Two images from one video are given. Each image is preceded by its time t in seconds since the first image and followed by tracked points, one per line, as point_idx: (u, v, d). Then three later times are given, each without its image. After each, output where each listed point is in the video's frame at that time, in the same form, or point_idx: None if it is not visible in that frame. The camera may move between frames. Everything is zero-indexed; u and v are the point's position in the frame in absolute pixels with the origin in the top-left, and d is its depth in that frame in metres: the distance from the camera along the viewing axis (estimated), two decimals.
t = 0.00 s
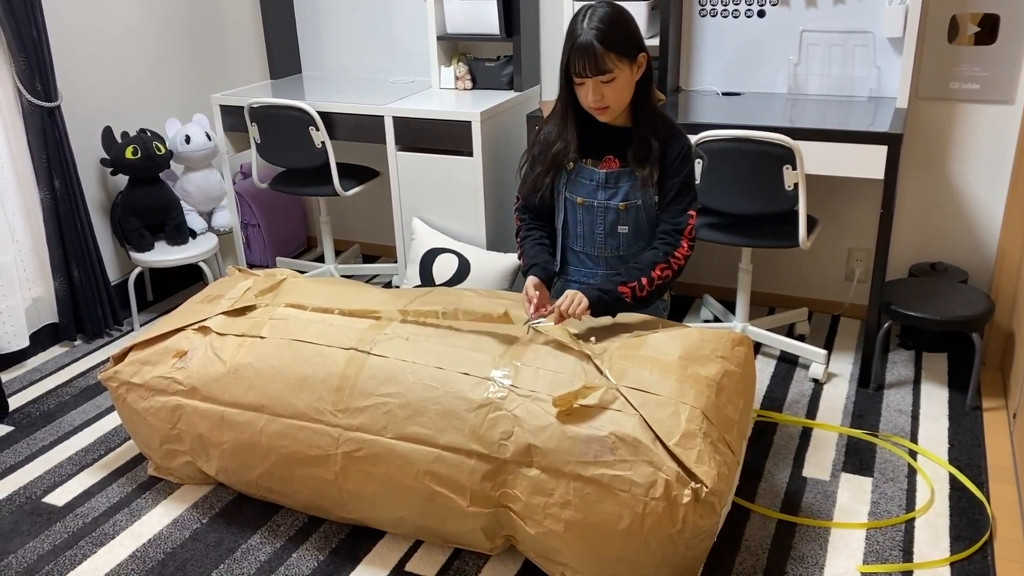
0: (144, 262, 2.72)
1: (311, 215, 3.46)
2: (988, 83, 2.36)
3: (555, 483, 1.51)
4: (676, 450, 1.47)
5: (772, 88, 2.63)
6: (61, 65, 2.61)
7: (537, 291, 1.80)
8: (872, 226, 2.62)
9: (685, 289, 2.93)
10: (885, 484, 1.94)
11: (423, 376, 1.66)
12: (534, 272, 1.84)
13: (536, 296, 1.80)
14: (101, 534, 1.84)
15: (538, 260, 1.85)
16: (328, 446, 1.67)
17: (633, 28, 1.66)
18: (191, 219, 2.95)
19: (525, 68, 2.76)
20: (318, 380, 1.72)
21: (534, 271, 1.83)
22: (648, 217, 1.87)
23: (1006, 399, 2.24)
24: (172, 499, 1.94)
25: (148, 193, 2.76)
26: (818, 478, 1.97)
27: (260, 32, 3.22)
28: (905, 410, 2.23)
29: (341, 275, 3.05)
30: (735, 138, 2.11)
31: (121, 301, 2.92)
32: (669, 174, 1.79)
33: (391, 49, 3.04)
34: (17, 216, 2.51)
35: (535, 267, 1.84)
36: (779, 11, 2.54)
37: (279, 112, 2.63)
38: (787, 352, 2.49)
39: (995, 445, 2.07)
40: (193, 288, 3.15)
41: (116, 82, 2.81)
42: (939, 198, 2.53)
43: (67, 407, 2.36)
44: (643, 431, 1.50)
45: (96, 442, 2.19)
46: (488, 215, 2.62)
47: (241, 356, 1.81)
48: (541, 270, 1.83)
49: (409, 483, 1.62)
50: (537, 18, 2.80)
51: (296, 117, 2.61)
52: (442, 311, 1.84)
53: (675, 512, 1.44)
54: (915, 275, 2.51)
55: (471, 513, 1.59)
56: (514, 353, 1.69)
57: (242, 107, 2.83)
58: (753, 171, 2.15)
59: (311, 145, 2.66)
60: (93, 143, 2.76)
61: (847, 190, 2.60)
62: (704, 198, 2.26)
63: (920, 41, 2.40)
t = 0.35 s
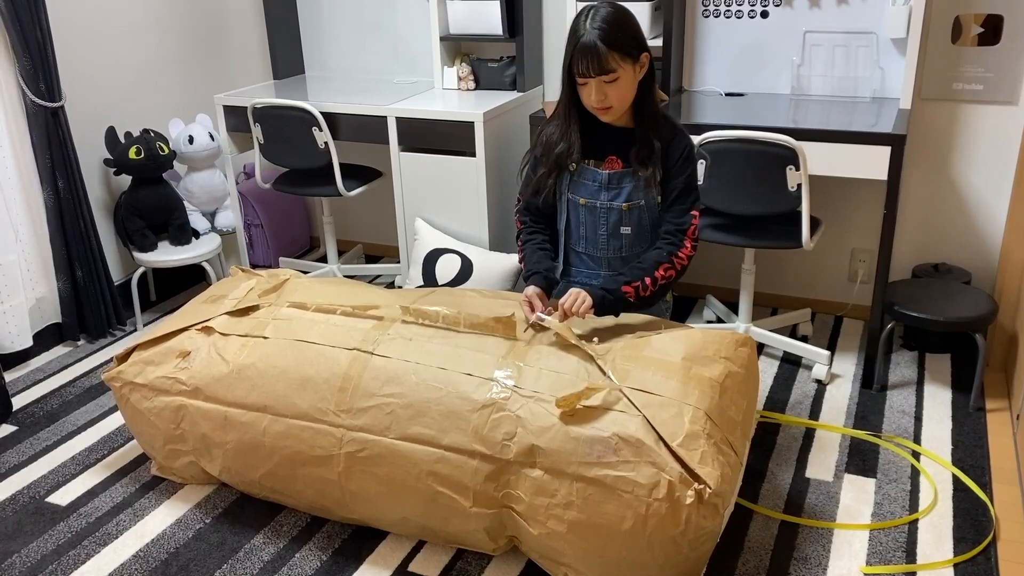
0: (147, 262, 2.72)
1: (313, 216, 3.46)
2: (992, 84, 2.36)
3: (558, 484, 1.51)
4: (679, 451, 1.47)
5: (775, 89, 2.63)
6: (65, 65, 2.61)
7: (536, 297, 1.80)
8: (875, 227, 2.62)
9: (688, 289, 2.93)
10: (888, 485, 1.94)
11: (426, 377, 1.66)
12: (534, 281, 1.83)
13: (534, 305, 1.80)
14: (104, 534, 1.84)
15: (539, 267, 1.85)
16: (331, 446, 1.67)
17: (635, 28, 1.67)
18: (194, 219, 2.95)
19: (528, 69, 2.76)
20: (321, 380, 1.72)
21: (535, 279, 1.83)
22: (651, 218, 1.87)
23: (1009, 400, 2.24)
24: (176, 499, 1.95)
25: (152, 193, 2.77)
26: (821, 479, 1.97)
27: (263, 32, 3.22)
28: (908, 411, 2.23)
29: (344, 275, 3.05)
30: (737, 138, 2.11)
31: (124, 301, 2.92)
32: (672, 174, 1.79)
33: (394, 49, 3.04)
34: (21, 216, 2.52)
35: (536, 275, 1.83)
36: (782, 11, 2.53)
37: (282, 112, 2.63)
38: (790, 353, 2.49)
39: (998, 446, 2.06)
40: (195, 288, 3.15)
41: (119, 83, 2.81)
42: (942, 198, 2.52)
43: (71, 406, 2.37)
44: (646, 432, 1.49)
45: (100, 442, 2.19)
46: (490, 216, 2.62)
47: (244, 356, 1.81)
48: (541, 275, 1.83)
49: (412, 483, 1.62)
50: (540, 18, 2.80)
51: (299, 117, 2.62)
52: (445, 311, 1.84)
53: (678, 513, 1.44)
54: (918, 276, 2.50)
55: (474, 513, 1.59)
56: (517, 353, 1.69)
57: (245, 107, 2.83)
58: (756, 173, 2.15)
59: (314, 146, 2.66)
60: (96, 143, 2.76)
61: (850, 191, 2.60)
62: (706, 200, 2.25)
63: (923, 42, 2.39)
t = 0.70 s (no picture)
0: (149, 261, 2.72)
1: (315, 216, 3.47)
2: (994, 84, 2.35)
3: (560, 484, 1.51)
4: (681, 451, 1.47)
5: (777, 89, 2.62)
6: (67, 65, 2.62)
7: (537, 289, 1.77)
8: (876, 227, 2.62)
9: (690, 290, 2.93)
10: (890, 485, 1.93)
11: (427, 377, 1.66)
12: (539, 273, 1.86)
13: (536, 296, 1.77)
14: (106, 534, 1.84)
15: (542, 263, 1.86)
16: (333, 446, 1.67)
17: (633, 28, 1.66)
18: (197, 220, 2.96)
19: (529, 69, 2.76)
20: (323, 380, 1.72)
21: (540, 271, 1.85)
22: (650, 220, 1.85)
23: (1012, 401, 2.23)
24: (177, 499, 1.95)
25: (153, 193, 2.77)
26: (824, 480, 1.96)
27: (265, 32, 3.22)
28: (911, 411, 2.23)
29: (346, 275, 3.06)
30: (739, 138, 2.11)
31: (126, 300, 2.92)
32: (679, 175, 1.80)
33: (396, 49, 3.04)
34: (23, 217, 2.52)
35: (537, 268, 1.86)
36: (785, 11, 2.53)
37: (284, 112, 2.63)
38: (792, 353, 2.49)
39: (1001, 446, 2.06)
40: (197, 288, 3.15)
41: (121, 83, 2.81)
42: (945, 198, 2.52)
43: (73, 406, 2.37)
44: (648, 433, 1.49)
45: (102, 442, 2.19)
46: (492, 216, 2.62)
47: (245, 356, 1.81)
48: (543, 269, 1.85)
49: (414, 483, 1.62)
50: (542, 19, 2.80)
51: (301, 117, 2.62)
52: (446, 311, 1.84)
53: (680, 514, 1.43)
54: (920, 276, 2.50)
55: (476, 514, 1.59)
56: (518, 354, 1.68)
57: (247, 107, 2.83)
58: (758, 173, 2.15)
59: (316, 146, 2.66)
60: (98, 143, 2.77)
61: (851, 191, 2.60)
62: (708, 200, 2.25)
63: (925, 42, 2.39)
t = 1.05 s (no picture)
0: (151, 261, 2.72)
1: (317, 216, 3.47)
2: (997, 84, 2.35)
3: (562, 484, 1.51)
4: (683, 451, 1.47)
5: (780, 89, 2.62)
6: (70, 65, 2.62)
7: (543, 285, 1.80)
8: (878, 227, 2.62)
9: (692, 290, 2.93)
10: (893, 485, 1.93)
11: (429, 377, 1.66)
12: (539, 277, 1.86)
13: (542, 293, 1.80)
14: (109, 533, 1.85)
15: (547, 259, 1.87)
16: (335, 447, 1.68)
17: (635, 28, 1.67)
18: (199, 220, 2.95)
19: (531, 69, 2.76)
20: (325, 380, 1.72)
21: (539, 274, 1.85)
22: (651, 219, 1.86)
23: (1014, 401, 2.23)
24: (180, 499, 1.95)
25: (156, 193, 2.77)
26: (826, 480, 1.96)
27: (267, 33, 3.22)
28: (913, 411, 2.23)
29: (348, 275, 3.06)
30: (742, 138, 2.11)
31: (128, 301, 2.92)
32: (683, 174, 1.80)
33: (398, 50, 3.04)
34: (26, 217, 2.52)
35: (542, 267, 1.85)
36: (787, 11, 2.53)
37: (286, 112, 2.63)
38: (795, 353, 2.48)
39: (1003, 446, 2.06)
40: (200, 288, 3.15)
41: (123, 84, 2.81)
42: (948, 197, 2.52)
43: (75, 406, 2.37)
44: (650, 433, 1.49)
45: (104, 443, 2.19)
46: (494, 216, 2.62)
47: (248, 356, 1.81)
48: (548, 267, 1.85)
49: (416, 483, 1.62)
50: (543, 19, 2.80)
51: (303, 117, 2.62)
52: (448, 311, 1.84)
53: (682, 513, 1.43)
54: (923, 276, 2.50)
55: (478, 514, 1.60)
56: (520, 354, 1.68)
57: (249, 107, 2.83)
58: (761, 173, 2.15)
59: (318, 146, 2.66)
60: (101, 143, 2.77)
61: (854, 191, 2.60)
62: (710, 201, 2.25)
63: (928, 42, 2.39)
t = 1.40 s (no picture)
0: (152, 261, 2.73)
1: (318, 217, 3.47)
2: (998, 84, 2.35)
3: (563, 484, 1.51)
4: (685, 451, 1.46)
5: (781, 89, 2.62)
6: (71, 66, 2.62)
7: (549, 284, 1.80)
8: (880, 228, 2.62)
9: (692, 290, 2.93)
10: (894, 485, 1.93)
11: (430, 377, 1.66)
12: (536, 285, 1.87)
13: (547, 294, 1.80)
14: (110, 533, 1.85)
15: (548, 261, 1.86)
16: (337, 447, 1.68)
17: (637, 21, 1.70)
18: (200, 220, 2.95)
19: (532, 70, 2.76)
20: (326, 380, 1.72)
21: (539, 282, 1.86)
22: (651, 219, 1.86)
23: (1016, 401, 2.23)
24: (181, 499, 1.95)
25: (157, 193, 2.77)
26: (827, 480, 1.96)
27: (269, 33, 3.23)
28: (914, 411, 2.22)
29: (349, 275, 3.06)
30: (743, 138, 2.11)
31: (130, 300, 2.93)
32: (684, 173, 1.80)
33: (399, 50, 3.04)
34: (27, 217, 2.53)
35: (545, 267, 1.85)
36: (788, 11, 2.53)
37: (287, 112, 2.63)
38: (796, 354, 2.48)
39: (1005, 447, 2.06)
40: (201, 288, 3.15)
41: (125, 83, 2.81)
42: (950, 197, 2.51)
43: (77, 406, 2.38)
44: (652, 433, 1.49)
45: (106, 442, 2.20)
46: (495, 216, 2.62)
47: (249, 357, 1.81)
48: (552, 267, 1.84)
49: (417, 483, 1.62)
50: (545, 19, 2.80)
51: (304, 117, 2.62)
52: (449, 311, 1.84)
53: (683, 514, 1.43)
54: (924, 276, 2.50)
55: (479, 514, 1.59)
56: (521, 354, 1.68)
57: (250, 107, 2.83)
58: (763, 173, 2.14)
59: (319, 146, 2.66)
60: (103, 143, 2.77)
61: (855, 191, 2.60)
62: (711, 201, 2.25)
63: (929, 42, 2.39)
